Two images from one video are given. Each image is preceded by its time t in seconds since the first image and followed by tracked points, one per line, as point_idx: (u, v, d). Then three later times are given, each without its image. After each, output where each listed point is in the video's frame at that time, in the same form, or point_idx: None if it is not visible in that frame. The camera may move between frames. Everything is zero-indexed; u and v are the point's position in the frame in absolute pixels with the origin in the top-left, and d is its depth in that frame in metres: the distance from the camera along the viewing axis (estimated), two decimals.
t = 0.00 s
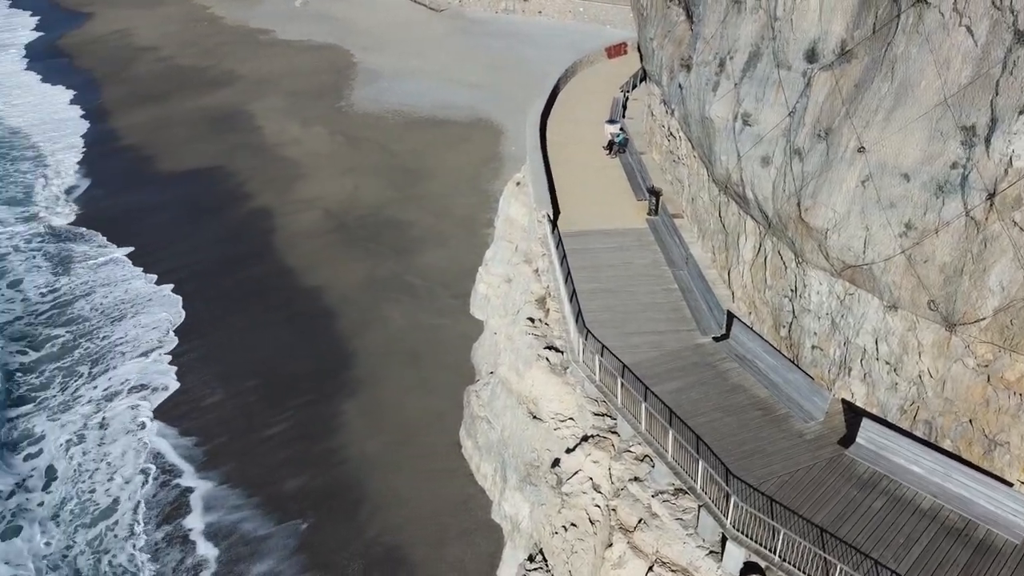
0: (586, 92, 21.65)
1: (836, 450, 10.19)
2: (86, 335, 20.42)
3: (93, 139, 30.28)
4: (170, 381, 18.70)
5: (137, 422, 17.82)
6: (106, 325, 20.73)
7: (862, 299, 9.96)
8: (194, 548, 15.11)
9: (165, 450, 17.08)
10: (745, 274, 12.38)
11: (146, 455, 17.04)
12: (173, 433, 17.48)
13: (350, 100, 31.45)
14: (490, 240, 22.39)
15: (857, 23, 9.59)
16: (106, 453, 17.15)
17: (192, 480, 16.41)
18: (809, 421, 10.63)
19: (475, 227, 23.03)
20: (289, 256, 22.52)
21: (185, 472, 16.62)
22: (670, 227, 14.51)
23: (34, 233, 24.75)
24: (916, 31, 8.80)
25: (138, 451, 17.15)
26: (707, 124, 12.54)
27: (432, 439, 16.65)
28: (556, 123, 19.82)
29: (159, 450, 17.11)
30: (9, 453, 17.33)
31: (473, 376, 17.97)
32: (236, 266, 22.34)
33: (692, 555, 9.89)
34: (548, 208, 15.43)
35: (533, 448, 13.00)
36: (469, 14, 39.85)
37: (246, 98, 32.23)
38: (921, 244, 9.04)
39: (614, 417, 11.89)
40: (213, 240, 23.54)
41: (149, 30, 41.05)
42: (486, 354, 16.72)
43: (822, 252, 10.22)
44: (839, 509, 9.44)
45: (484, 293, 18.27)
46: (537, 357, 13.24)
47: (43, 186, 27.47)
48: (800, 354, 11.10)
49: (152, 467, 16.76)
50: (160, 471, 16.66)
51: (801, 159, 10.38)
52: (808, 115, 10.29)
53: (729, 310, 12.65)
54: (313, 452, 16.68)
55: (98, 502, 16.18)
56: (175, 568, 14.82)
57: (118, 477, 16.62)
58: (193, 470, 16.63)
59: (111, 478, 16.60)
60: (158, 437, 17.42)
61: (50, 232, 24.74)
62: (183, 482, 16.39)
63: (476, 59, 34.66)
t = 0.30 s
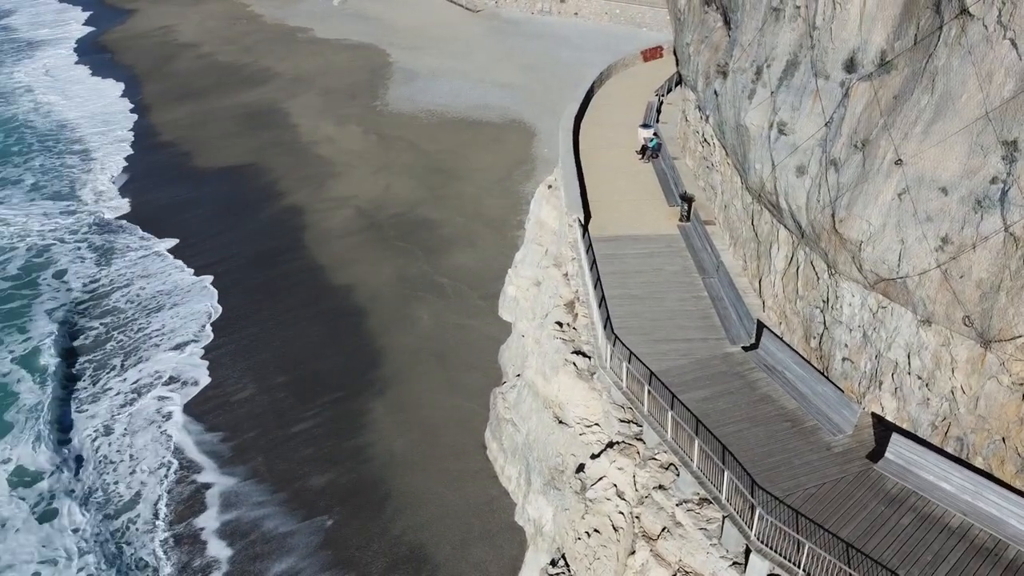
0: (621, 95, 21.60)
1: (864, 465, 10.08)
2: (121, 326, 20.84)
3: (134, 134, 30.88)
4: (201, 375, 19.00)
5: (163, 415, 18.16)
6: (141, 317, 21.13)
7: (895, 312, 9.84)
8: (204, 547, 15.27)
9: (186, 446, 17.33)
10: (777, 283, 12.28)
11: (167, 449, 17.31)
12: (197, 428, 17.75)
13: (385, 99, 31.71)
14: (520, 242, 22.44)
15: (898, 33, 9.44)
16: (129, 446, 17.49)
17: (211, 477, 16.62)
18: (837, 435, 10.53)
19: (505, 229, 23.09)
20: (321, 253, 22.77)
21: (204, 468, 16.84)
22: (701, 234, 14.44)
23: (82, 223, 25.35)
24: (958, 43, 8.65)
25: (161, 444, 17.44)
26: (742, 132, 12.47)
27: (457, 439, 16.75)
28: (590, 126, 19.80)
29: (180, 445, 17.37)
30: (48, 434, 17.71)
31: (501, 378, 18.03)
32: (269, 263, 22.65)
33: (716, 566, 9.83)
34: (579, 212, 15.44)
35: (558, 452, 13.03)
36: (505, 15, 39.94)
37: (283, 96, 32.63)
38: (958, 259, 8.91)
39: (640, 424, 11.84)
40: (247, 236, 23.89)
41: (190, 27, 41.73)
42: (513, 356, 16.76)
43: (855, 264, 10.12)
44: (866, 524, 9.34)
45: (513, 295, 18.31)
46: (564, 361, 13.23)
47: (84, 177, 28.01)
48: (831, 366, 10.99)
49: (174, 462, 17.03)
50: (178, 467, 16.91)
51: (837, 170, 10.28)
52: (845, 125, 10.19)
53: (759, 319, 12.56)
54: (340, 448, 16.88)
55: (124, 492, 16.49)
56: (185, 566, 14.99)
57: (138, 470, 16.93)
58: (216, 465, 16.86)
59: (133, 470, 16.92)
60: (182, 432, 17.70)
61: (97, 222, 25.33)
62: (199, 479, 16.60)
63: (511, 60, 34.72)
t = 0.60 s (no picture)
0: (626, 98, 21.61)
1: (868, 472, 10.11)
2: (128, 326, 20.95)
3: (141, 134, 31.00)
4: (205, 379, 19.01)
5: (161, 415, 18.28)
6: (147, 317, 21.24)
7: (899, 320, 9.87)
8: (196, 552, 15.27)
9: (183, 450, 17.38)
10: (781, 288, 12.31)
11: (164, 451, 17.39)
12: (197, 431, 17.78)
13: (391, 101, 31.77)
14: (526, 244, 22.50)
15: (904, 41, 9.45)
16: (127, 447, 17.58)
17: (205, 481, 16.66)
18: (841, 441, 10.55)
19: (511, 230, 23.14)
20: (326, 254, 22.85)
21: (199, 472, 16.87)
22: (706, 238, 14.47)
23: (96, 221, 25.55)
24: (964, 52, 8.67)
25: (156, 446, 17.53)
26: (748, 138, 12.50)
27: (462, 441, 16.83)
28: (595, 129, 19.83)
29: (175, 448, 17.42)
30: (64, 430, 17.80)
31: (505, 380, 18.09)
32: (275, 264, 22.74)
33: (719, 571, 9.87)
34: (584, 216, 15.47)
35: (562, 456, 13.08)
36: (511, 16, 39.98)
37: (289, 97, 32.74)
38: (962, 268, 8.93)
39: (644, 429, 11.78)
40: (253, 237, 23.98)
41: (197, 27, 41.84)
42: (518, 358, 16.81)
43: (860, 271, 10.16)
44: (869, 530, 9.38)
45: (518, 297, 18.35)
46: (568, 365, 13.24)
47: (93, 177, 28.12)
48: (835, 371, 11.02)
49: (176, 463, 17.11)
50: (173, 471, 16.94)
51: (842, 177, 10.31)
52: (850, 132, 10.22)
53: (763, 325, 12.60)
54: (344, 450, 16.96)
55: (128, 492, 16.57)
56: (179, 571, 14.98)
57: (134, 471, 17.03)
58: (216, 468, 16.91)
59: (129, 472, 17.01)
60: (180, 434, 17.76)
61: (112, 221, 25.54)
62: (193, 483, 16.63)
63: (517, 61, 34.78)
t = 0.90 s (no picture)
0: (631, 100, 21.62)
1: (872, 477, 10.14)
2: (134, 325, 21.05)
3: (149, 134, 31.08)
4: (207, 386, 18.92)
5: (159, 415, 18.36)
6: (156, 316, 21.33)
7: (904, 326, 9.89)
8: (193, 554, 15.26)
9: (179, 455, 17.37)
10: (786, 293, 12.33)
11: (158, 454, 17.40)
12: (198, 433, 17.82)
13: (396, 101, 31.82)
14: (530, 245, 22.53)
15: (909, 48, 9.45)
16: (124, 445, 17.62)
17: (199, 486, 16.64)
18: (846, 446, 10.58)
19: (515, 232, 23.18)
20: (332, 256, 22.91)
21: (193, 477, 16.86)
22: (711, 242, 14.48)
23: (111, 220, 25.74)
24: (970, 59, 8.68)
25: (153, 447, 17.57)
26: (753, 142, 12.53)
27: (466, 443, 16.89)
28: (600, 131, 19.85)
29: (169, 453, 17.42)
30: (83, 429, 17.98)
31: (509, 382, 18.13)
32: (280, 265, 22.81)
33: None
34: (589, 219, 15.48)
35: (567, 459, 13.11)
36: (517, 17, 40.01)
37: (295, 97, 32.81)
38: (967, 275, 8.95)
39: (648, 432, 11.79)
40: (258, 238, 24.05)
41: (203, 27, 41.93)
42: (523, 360, 16.85)
43: (864, 276, 10.17)
44: (872, 536, 9.41)
45: (523, 300, 18.39)
46: (573, 368, 13.27)
47: (99, 177, 28.20)
48: (839, 377, 11.04)
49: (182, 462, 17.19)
50: (167, 475, 16.92)
51: (847, 183, 10.33)
52: (856, 138, 10.23)
53: (768, 329, 12.62)
54: (349, 451, 17.03)
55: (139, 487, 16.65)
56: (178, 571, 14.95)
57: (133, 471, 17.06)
58: (217, 470, 16.95)
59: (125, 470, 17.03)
60: (178, 437, 17.80)
61: (126, 219, 25.70)
62: (185, 488, 16.60)
63: (522, 62, 34.81)
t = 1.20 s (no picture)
0: (641, 101, 21.62)
1: (881, 483, 10.12)
2: (150, 320, 21.12)
3: (161, 133, 31.23)
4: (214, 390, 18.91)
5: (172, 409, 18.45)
6: (171, 313, 21.47)
7: (914, 330, 9.86)
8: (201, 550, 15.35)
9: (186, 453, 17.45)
10: (795, 297, 12.31)
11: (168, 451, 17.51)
12: (210, 431, 17.93)
13: (406, 102, 31.88)
14: (539, 246, 22.56)
15: (921, 53, 9.43)
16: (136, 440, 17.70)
17: (199, 487, 16.72)
18: (854, 451, 10.57)
19: (524, 233, 23.20)
20: (341, 255, 22.98)
21: (199, 476, 16.95)
22: (721, 245, 14.47)
23: (130, 217, 25.92)
24: (982, 65, 8.66)
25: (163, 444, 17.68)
26: (763, 145, 12.51)
27: (474, 444, 16.93)
28: (610, 132, 19.84)
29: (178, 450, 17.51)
30: (105, 425, 18.13)
31: (517, 383, 18.16)
32: (289, 264, 22.90)
33: None
34: (598, 221, 15.48)
35: (574, 461, 13.13)
36: (527, 17, 40.04)
37: (305, 97, 32.90)
38: (978, 280, 8.93)
39: (656, 435, 11.79)
40: (268, 237, 24.15)
41: (214, 27, 42.05)
42: (531, 362, 16.87)
43: (874, 281, 10.15)
44: (881, 541, 9.40)
45: (531, 301, 18.41)
46: (581, 370, 13.28)
47: (112, 175, 28.36)
48: (848, 381, 11.03)
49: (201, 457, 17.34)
50: (176, 473, 17.04)
51: (858, 187, 10.32)
52: (866, 143, 10.22)
53: (777, 333, 12.60)
54: (357, 451, 17.10)
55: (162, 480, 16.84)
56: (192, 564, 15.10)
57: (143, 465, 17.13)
58: (227, 468, 17.05)
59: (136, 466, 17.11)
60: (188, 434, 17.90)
61: (145, 216, 25.87)
62: (191, 488, 16.70)
63: (532, 62, 34.84)
